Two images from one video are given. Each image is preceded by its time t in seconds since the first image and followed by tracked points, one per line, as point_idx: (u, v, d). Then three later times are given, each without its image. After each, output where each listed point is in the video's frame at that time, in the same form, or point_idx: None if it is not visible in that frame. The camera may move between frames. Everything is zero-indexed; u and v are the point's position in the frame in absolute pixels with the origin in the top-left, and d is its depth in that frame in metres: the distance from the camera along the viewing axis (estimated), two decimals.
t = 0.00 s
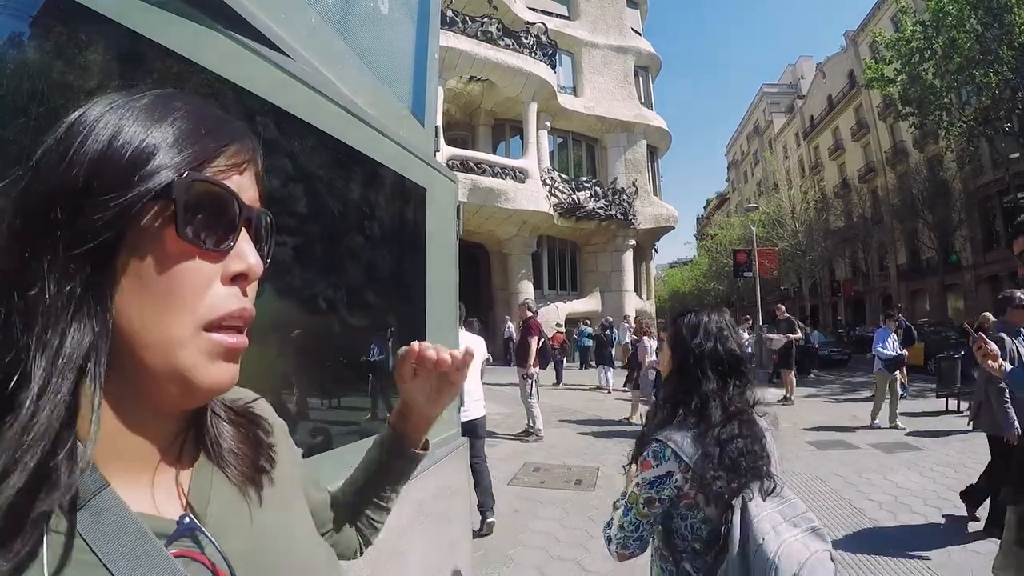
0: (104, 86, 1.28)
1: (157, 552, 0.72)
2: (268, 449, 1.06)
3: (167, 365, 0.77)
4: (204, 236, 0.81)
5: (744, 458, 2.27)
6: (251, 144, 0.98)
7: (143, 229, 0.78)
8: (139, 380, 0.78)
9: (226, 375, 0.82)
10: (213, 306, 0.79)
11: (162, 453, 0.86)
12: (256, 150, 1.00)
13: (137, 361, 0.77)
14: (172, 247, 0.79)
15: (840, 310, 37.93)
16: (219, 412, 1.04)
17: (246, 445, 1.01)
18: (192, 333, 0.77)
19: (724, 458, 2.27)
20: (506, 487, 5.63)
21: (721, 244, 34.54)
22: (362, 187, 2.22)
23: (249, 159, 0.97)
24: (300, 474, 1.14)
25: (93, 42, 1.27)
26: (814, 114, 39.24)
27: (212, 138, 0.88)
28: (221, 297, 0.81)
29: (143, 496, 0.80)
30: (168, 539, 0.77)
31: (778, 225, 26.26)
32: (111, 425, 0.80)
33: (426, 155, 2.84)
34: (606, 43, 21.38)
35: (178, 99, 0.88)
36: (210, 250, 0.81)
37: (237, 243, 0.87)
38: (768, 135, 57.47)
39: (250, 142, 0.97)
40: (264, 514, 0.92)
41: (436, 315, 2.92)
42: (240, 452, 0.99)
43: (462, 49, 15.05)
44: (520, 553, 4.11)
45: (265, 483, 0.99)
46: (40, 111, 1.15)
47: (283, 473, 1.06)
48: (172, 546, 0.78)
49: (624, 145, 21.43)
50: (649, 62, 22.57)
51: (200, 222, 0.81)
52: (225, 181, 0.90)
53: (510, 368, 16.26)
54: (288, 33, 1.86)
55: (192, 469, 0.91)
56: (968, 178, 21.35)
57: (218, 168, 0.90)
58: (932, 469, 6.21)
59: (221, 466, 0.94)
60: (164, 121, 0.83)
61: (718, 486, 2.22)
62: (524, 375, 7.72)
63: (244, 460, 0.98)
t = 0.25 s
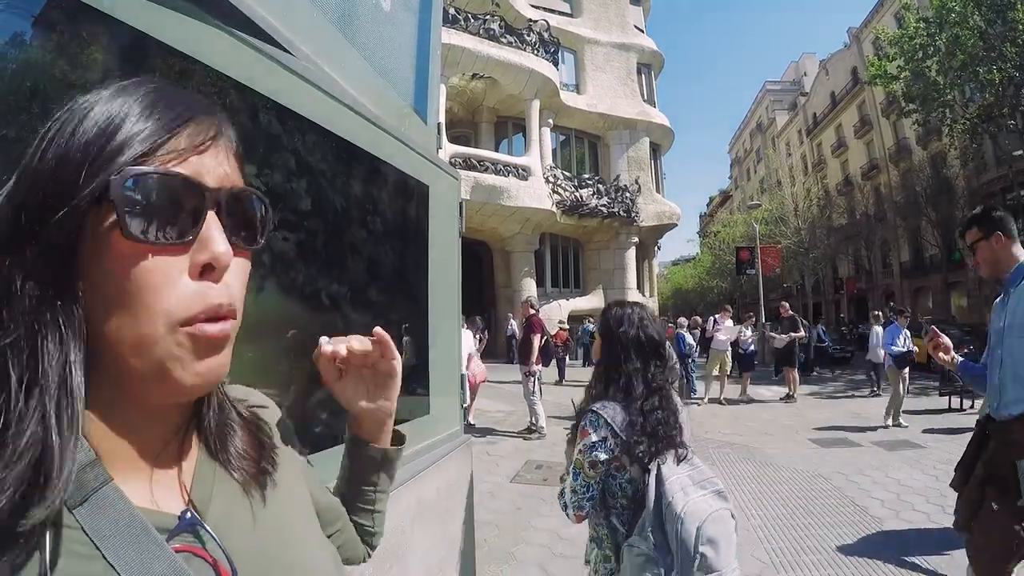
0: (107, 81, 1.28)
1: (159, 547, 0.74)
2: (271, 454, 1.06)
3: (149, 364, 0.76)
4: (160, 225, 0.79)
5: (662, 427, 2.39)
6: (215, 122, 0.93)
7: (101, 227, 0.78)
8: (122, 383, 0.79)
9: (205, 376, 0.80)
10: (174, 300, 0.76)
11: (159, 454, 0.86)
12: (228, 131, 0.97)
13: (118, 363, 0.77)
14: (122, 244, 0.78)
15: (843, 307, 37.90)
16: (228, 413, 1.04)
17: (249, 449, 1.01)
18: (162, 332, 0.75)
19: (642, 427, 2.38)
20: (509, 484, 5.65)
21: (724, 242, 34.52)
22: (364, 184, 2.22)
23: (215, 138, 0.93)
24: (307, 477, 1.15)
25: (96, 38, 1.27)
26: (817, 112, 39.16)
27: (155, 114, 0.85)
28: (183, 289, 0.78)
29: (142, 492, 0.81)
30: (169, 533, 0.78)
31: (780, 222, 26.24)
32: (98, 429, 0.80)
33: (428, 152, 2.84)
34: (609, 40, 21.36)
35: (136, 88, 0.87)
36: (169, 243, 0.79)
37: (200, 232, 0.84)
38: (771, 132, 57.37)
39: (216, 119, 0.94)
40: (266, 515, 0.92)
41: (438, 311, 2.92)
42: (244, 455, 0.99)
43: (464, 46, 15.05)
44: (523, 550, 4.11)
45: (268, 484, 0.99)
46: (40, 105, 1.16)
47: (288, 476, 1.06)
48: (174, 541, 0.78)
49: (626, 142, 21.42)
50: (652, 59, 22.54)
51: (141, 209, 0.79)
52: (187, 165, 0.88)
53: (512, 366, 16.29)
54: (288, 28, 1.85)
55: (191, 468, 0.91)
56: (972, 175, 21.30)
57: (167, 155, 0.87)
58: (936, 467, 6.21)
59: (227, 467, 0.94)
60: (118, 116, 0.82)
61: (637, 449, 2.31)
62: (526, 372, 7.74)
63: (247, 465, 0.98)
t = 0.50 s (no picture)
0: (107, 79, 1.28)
1: (136, 548, 0.75)
2: (268, 457, 1.05)
3: (121, 369, 0.78)
4: (122, 226, 0.81)
5: (599, 414, 2.74)
6: (187, 107, 0.97)
7: (70, 235, 0.81)
8: (98, 390, 0.81)
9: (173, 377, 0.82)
10: (129, 301, 0.78)
11: (141, 459, 0.88)
12: (208, 129, 0.99)
13: (98, 374, 0.79)
14: (85, 249, 0.80)
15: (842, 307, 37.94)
16: (227, 421, 1.05)
17: (249, 461, 1.01)
18: (116, 334, 0.77)
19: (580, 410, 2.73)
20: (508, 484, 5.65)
21: (723, 242, 34.52)
22: (364, 185, 2.21)
23: (191, 135, 0.96)
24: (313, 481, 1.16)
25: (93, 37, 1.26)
26: (816, 111, 39.17)
27: (119, 115, 0.89)
28: (140, 290, 0.80)
29: (122, 496, 0.84)
30: (153, 537, 0.79)
31: (780, 222, 26.24)
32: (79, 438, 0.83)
33: (427, 152, 2.84)
34: (608, 40, 21.36)
35: (114, 94, 0.92)
36: (125, 245, 0.80)
37: (163, 228, 0.85)
38: (770, 132, 57.40)
39: (188, 115, 0.96)
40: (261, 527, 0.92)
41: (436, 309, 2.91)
42: (241, 464, 0.99)
43: (464, 46, 15.03)
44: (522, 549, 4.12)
45: (264, 487, 0.99)
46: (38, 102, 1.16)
47: (289, 483, 1.05)
48: (158, 544, 0.80)
49: (626, 142, 21.42)
50: (651, 59, 22.54)
51: (110, 210, 0.83)
52: (157, 165, 0.91)
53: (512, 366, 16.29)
54: (288, 29, 1.84)
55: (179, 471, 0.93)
56: (971, 175, 21.32)
57: (128, 156, 0.90)
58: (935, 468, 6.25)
59: (217, 474, 0.95)
60: (87, 125, 0.87)
61: (578, 434, 2.67)
62: (525, 372, 7.75)
63: (244, 474, 0.98)
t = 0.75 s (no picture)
0: (104, 76, 1.27)
1: (138, 545, 0.77)
2: (284, 471, 1.05)
3: (125, 366, 0.80)
4: (128, 219, 0.83)
5: (525, 406, 3.20)
6: (199, 101, 1.00)
7: (77, 224, 0.83)
8: (105, 384, 0.82)
9: (174, 375, 0.83)
10: (129, 291, 0.79)
11: (147, 456, 0.90)
12: (218, 122, 1.01)
13: (104, 374, 0.81)
14: (93, 238, 0.82)
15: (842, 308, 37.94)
16: (241, 427, 1.05)
17: (261, 470, 1.00)
18: (116, 329, 0.78)
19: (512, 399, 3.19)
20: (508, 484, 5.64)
21: (723, 242, 34.51)
22: (364, 185, 2.21)
23: (198, 126, 0.98)
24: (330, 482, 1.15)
25: (95, 38, 1.26)
26: (816, 112, 39.18)
27: (129, 108, 0.92)
28: (140, 281, 0.81)
29: (126, 495, 0.85)
30: (156, 537, 0.81)
31: (780, 223, 26.24)
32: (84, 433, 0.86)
33: (428, 151, 2.85)
34: (609, 40, 21.37)
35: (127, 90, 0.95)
36: (124, 234, 0.82)
37: (165, 220, 0.87)
38: (770, 133, 57.43)
39: (198, 108, 0.98)
40: (267, 535, 0.93)
41: (437, 307, 2.91)
42: (252, 473, 0.99)
43: (464, 46, 15.04)
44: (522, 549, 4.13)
45: (274, 501, 0.98)
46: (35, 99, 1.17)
47: (302, 487, 1.05)
48: (160, 543, 0.81)
49: (626, 142, 21.43)
50: (652, 60, 22.55)
51: (123, 206, 0.84)
52: (162, 157, 0.93)
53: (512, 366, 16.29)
54: (289, 28, 1.84)
55: (186, 471, 0.94)
56: (971, 176, 21.34)
57: (134, 145, 0.92)
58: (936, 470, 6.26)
59: (227, 478, 0.96)
60: (101, 120, 0.91)
61: (508, 424, 3.13)
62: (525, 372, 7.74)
63: (257, 481, 0.98)
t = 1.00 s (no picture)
0: (102, 71, 1.26)
1: (147, 547, 0.77)
2: (298, 479, 1.04)
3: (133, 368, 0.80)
4: (136, 220, 0.84)
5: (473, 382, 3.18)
6: (206, 96, 1.00)
7: (84, 224, 0.84)
8: (115, 384, 0.82)
9: (180, 377, 0.82)
10: (134, 291, 0.80)
11: (155, 458, 0.90)
12: (228, 118, 1.01)
13: (115, 377, 0.81)
14: (100, 238, 0.83)
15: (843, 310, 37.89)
16: (258, 429, 1.05)
17: (276, 480, 1.00)
18: (121, 330, 0.78)
19: (469, 374, 3.02)
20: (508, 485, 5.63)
21: (724, 244, 34.48)
22: (365, 185, 2.21)
23: (205, 122, 0.98)
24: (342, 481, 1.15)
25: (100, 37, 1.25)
26: (818, 114, 39.18)
27: (138, 106, 0.92)
28: (145, 282, 0.81)
29: (135, 497, 0.86)
30: (168, 540, 0.82)
31: (781, 224, 26.23)
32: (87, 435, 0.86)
33: (429, 151, 2.84)
34: (610, 41, 21.38)
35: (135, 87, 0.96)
36: (131, 236, 0.82)
37: (171, 219, 0.87)
38: (771, 134, 57.45)
39: (206, 104, 0.99)
40: (276, 545, 0.92)
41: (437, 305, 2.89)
42: (266, 479, 0.99)
43: (466, 47, 15.06)
44: (522, 549, 4.13)
45: (286, 509, 0.98)
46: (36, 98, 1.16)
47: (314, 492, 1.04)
48: (171, 546, 0.82)
49: (627, 143, 21.42)
50: (653, 61, 22.56)
51: (139, 209, 0.85)
52: (166, 154, 0.94)
53: (512, 367, 16.29)
54: (292, 28, 1.84)
55: (198, 474, 0.94)
56: (972, 179, 21.33)
57: (138, 145, 0.93)
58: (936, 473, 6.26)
59: (243, 486, 0.96)
60: (107, 120, 0.92)
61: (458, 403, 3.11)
62: (525, 373, 7.75)
63: (272, 485, 0.98)
